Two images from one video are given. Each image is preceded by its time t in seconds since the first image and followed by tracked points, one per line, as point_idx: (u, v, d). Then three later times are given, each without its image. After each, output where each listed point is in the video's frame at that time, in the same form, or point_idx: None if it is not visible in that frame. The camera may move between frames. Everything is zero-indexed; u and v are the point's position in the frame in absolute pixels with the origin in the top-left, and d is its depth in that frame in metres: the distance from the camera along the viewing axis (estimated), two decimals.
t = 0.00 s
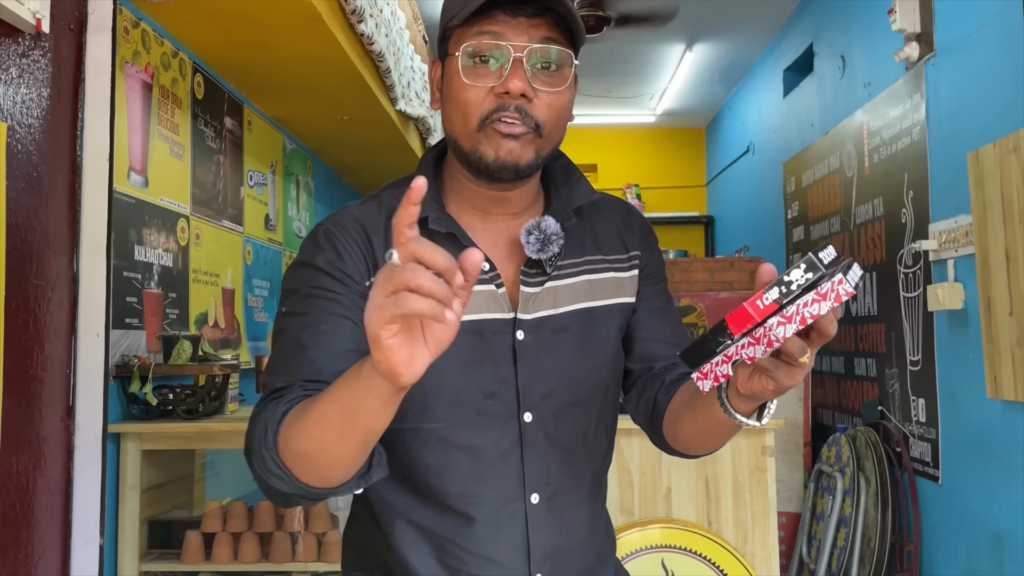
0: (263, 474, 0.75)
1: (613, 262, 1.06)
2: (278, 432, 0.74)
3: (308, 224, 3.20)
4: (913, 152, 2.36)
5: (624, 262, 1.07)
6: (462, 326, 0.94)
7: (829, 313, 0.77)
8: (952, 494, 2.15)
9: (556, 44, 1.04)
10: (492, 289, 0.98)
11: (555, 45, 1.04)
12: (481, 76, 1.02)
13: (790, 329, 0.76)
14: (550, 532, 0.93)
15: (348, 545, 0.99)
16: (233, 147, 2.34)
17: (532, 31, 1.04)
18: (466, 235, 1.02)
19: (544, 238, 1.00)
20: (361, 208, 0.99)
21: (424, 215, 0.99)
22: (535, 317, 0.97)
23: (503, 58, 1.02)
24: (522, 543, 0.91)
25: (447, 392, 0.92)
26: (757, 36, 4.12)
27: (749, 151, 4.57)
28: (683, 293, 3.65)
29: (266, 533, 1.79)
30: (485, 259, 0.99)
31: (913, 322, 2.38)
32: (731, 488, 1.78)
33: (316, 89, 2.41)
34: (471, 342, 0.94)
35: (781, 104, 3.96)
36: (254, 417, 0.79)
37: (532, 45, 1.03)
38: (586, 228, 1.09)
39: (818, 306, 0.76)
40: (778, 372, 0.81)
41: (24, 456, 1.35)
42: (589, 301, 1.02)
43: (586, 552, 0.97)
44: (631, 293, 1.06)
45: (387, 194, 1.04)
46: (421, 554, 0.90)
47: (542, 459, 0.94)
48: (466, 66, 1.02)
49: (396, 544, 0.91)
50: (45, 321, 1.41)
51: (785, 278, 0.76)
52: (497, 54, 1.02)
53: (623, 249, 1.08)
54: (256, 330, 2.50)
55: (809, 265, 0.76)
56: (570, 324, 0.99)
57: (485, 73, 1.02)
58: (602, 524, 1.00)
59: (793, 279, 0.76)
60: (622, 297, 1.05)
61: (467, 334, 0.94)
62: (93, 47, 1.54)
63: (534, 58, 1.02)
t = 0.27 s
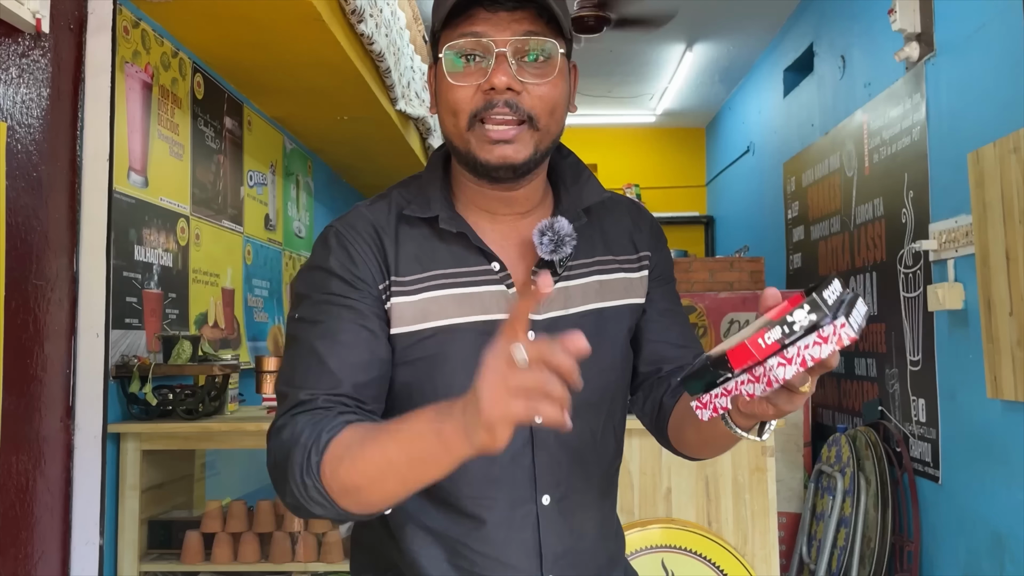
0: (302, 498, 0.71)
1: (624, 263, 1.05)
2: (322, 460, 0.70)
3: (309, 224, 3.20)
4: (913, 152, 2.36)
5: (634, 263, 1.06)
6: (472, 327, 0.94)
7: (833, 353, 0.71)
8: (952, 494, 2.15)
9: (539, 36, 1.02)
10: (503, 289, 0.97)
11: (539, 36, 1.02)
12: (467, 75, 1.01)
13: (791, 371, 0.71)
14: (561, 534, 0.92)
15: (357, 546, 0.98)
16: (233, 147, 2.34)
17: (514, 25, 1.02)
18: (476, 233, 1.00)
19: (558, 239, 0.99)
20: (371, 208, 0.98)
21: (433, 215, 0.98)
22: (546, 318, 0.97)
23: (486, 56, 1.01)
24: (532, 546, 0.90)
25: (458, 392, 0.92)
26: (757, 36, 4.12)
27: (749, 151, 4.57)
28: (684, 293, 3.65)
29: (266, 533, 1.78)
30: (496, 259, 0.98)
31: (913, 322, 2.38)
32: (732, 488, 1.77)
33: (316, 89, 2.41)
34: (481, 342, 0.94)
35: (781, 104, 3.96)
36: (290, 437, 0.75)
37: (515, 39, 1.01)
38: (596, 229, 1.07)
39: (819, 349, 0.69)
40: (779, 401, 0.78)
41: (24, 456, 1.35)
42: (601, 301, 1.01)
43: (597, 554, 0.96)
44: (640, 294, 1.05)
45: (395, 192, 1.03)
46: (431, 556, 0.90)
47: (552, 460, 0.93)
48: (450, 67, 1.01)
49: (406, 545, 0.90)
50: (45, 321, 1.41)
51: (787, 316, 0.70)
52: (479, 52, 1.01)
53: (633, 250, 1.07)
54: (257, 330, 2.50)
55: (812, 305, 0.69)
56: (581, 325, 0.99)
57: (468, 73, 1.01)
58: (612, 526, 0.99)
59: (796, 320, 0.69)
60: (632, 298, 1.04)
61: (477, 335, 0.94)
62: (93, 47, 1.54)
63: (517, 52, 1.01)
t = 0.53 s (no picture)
0: (278, 521, 0.71)
1: (627, 265, 1.05)
2: (300, 492, 0.69)
3: (309, 224, 3.20)
4: (913, 152, 2.36)
5: (638, 265, 1.05)
6: (473, 332, 0.93)
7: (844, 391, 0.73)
8: (952, 494, 2.15)
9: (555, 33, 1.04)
10: (505, 294, 0.96)
11: (556, 32, 1.04)
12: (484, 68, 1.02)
13: (804, 406, 0.72)
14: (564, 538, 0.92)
15: (360, 549, 0.98)
16: (233, 147, 2.34)
17: (531, 20, 1.04)
18: (477, 238, 1.00)
19: (563, 244, 1.00)
20: (371, 216, 0.98)
21: (434, 221, 0.98)
22: (550, 322, 0.96)
23: (504, 50, 1.02)
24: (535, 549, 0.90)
25: (461, 397, 0.91)
26: (757, 36, 4.12)
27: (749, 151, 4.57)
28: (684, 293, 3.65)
29: (266, 533, 1.78)
30: (497, 264, 0.97)
31: (913, 322, 2.38)
32: (731, 488, 1.78)
33: (316, 89, 2.41)
34: (483, 348, 0.93)
35: (781, 104, 3.96)
36: (271, 456, 0.74)
37: (533, 33, 1.03)
38: (599, 231, 1.07)
39: (832, 385, 0.71)
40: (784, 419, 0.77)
41: (24, 456, 1.35)
42: (604, 306, 1.00)
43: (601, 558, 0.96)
44: (644, 297, 1.04)
45: (397, 197, 1.03)
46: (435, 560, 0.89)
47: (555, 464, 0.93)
48: (467, 60, 1.02)
49: (410, 549, 0.90)
50: (45, 321, 1.41)
51: (802, 352, 0.72)
52: (498, 45, 1.02)
53: (637, 253, 1.07)
54: (257, 330, 2.50)
55: (828, 342, 0.72)
56: (586, 329, 0.98)
57: (485, 66, 1.01)
58: (615, 529, 0.99)
59: (810, 355, 0.72)
60: (637, 301, 1.03)
61: (478, 340, 0.93)
62: (93, 47, 1.54)
63: (534, 46, 1.02)
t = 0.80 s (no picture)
0: (265, 469, 0.72)
1: (627, 265, 1.05)
2: (283, 426, 0.72)
3: (309, 224, 3.20)
4: (913, 152, 2.36)
5: (637, 265, 1.06)
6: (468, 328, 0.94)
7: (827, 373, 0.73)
8: (952, 493, 2.15)
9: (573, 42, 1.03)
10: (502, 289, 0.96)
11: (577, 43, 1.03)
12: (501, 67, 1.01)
13: (784, 389, 0.72)
14: (560, 535, 0.91)
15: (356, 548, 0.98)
16: (233, 147, 2.34)
17: (553, 27, 1.03)
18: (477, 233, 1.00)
19: (558, 240, 1.00)
20: (370, 202, 0.99)
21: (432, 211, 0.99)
22: (545, 318, 0.97)
23: (522, 53, 1.02)
24: (531, 546, 0.90)
25: (455, 392, 0.91)
26: (757, 36, 4.12)
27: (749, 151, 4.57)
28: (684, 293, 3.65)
29: (266, 532, 1.79)
30: (494, 258, 0.98)
31: (913, 322, 2.38)
32: (731, 487, 1.78)
33: (316, 89, 2.41)
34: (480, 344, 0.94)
35: (781, 103, 3.96)
36: (255, 415, 0.77)
37: (552, 41, 1.02)
38: (599, 230, 1.08)
39: (813, 369, 0.71)
40: (775, 410, 0.80)
41: (24, 456, 1.35)
42: (603, 304, 1.01)
43: (596, 554, 0.96)
44: (643, 297, 1.05)
45: (397, 188, 1.03)
46: (431, 557, 0.89)
47: (551, 460, 0.92)
48: (485, 55, 1.02)
49: (403, 545, 0.90)
50: (45, 321, 1.41)
51: (783, 336, 0.72)
52: (519, 46, 1.02)
53: (637, 252, 1.07)
54: (257, 330, 2.50)
55: (808, 326, 0.72)
56: (581, 327, 0.98)
57: (502, 66, 1.01)
58: (611, 527, 0.99)
59: (791, 339, 0.72)
60: (635, 300, 1.04)
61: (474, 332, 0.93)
62: (94, 48, 1.54)
63: (553, 54, 1.02)
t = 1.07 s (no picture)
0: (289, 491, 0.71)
1: (633, 275, 1.05)
2: (314, 455, 0.70)
3: (309, 225, 3.20)
4: (913, 151, 2.36)
5: (643, 276, 1.05)
6: (471, 333, 0.94)
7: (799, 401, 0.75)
8: (952, 493, 2.15)
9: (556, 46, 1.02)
10: (507, 295, 0.96)
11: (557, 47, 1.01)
12: (484, 84, 1.00)
13: (756, 415, 0.75)
14: (561, 538, 0.92)
15: (357, 550, 0.98)
16: (233, 147, 2.34)
17: (530, 35, 1.01)
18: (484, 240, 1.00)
19: (570, 251, 1.00)
20: (379, 207, 0.99)
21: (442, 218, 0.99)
22: (549, 326, 0.96)
23: (502, 66, 1.01)
24: (532, 548, 0.90)
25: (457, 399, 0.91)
26: (757, 37, 4.12)
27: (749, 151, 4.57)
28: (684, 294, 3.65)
29: (266, 534, 1.79)
30: (501, 266, 0.97)
31: (913, 322, 2.38)
32: (731, 489, 1.78)
33: (316, 89, 2.41)
34: (483, 350, 0.94)
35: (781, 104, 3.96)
36: (282, 431, 0.75)
37: (531, 50, 1.00)
38: (605, 239, 1.07)
39: (785, 395, 0.74)
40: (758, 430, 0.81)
41: (24, 457, 1.35)
42: (606, 314, 1.00)
43: (597, 561, 0.96)
44: (648, 307, 1.04)
45: (404, 192, 1.03)
46: (432, 561, 0.89)
47: (552, 463, 0.92)
48: (464, 74, 1.01)
49: (404, 551, 0.90)
50: (45, 321, 1.41)
51: (756, 361, 0.75)
52: (497, 60, 1.01)
53: (642, 263, 1.07)
54: (257, 331, 2.50)
55: (782, 351, 0.75)
56: (586, 336, 0.98)
57: (484, 81, 1.00)
58: (612, 529, 0.99)
59: (764, 364, 0.75)
60: (641, 310, 1.04)
61: (479, 340, 0.94)
62: (94, 47, 1.54)
63: (532, 62, 1.00)
